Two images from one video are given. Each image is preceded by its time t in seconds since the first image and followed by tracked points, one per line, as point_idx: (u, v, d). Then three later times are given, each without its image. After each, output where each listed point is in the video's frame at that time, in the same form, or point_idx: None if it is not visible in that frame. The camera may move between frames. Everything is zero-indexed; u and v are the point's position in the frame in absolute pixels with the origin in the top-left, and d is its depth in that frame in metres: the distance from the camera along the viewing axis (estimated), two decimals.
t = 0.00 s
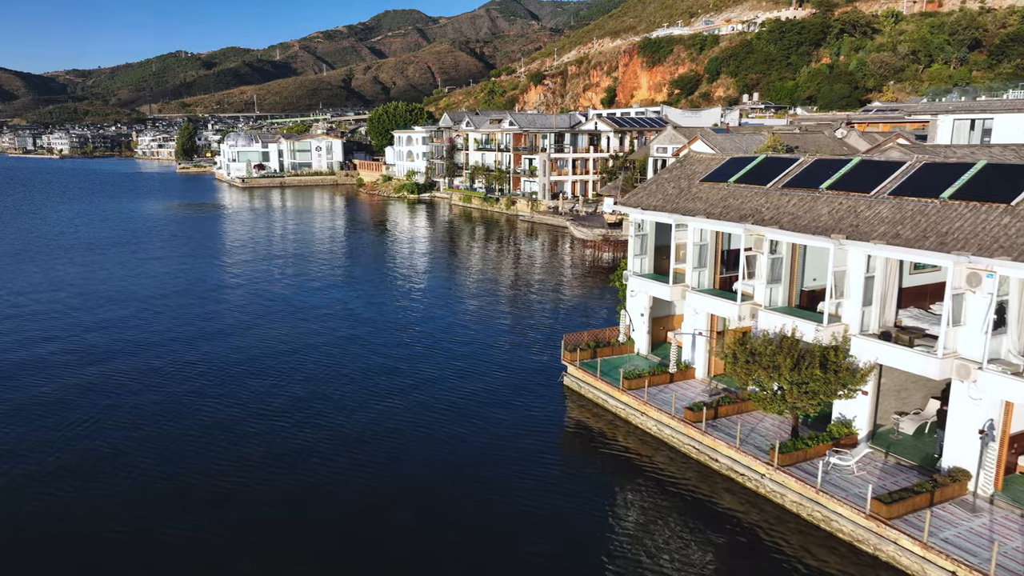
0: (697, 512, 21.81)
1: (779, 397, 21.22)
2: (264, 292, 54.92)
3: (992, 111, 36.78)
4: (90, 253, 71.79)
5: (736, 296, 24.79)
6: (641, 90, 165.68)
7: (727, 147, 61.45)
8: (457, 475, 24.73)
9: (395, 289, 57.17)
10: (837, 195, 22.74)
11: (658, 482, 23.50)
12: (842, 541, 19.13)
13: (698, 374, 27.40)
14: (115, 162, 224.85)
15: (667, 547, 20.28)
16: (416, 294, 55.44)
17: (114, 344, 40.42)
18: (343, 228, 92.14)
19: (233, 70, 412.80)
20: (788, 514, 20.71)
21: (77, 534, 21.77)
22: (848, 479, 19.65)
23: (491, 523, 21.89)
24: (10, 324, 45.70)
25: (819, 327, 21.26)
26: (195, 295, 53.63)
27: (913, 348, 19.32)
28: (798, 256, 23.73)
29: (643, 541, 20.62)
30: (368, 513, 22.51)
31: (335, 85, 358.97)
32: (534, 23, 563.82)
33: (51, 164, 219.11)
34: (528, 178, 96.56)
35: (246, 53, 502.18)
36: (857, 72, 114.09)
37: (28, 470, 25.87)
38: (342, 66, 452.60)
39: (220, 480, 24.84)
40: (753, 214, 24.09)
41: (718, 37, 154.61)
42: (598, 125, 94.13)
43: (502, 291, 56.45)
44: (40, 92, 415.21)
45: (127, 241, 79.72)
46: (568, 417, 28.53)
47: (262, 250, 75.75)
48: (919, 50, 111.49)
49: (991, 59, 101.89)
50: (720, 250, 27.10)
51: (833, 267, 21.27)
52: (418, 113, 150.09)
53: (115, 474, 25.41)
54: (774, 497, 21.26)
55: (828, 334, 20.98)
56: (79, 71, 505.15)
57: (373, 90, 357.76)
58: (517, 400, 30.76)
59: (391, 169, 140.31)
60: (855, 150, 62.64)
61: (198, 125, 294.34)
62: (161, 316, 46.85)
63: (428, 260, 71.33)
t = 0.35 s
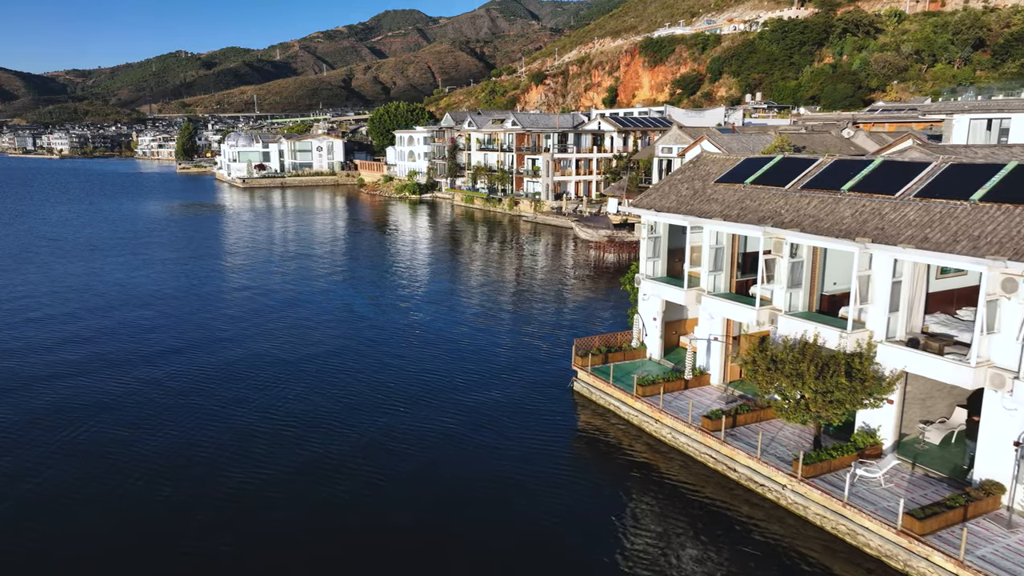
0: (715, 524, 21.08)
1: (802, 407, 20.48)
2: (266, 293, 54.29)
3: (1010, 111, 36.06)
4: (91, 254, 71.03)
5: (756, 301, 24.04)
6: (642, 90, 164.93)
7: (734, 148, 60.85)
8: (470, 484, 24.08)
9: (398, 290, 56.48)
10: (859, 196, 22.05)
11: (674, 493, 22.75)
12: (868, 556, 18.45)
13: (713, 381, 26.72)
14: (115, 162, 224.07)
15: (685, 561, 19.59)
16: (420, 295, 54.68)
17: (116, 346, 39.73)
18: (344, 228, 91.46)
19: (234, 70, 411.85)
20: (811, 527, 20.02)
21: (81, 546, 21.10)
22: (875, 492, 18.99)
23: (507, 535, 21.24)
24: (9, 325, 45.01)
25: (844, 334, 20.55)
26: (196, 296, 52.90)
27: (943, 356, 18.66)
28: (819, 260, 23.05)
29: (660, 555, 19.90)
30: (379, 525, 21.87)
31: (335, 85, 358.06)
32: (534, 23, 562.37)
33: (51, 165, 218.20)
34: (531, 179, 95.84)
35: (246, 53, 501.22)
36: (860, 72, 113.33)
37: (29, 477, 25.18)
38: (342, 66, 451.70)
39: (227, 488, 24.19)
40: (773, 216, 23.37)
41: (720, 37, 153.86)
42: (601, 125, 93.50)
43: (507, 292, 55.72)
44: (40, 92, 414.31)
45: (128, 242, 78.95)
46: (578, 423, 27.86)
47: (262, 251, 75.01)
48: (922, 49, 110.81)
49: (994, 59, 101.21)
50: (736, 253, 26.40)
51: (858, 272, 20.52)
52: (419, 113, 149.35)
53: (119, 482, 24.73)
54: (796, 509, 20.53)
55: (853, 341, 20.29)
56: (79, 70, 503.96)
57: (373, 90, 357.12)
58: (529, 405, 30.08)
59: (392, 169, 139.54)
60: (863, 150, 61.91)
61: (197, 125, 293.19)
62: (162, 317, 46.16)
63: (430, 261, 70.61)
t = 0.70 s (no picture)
0: (735, 537, 20.36)
1: (827, 417, 19.76)
2: (267, 295, 53.50)
3: None
4: (90, 255, 70.19)
5: (775, 307, 23.31)
6: (644, 90, 164.06)
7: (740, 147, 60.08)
8: (481, 492, 23.29)
9: (401, 292, 55.74)
10: (883, 198, 21.36)
11: (691, 504, 22.01)
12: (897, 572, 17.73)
13: (730, 388, 25.98)
14: (115, 163, 223.23)
15: None
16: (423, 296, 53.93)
17: (116, 348, 38.89)
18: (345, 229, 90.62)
19: (234, 70, 410.90)
20: (835, 541, 19.29)
21: (79, 557, 20.22)
22: (904, 507, 18.25)
23: (522, 548, 20.35)
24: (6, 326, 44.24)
25: (870, 341, 19.80)
26: (197, 298, 52.13)
27: (975, 365, 17.93)
28: (841, 264, 22.36)
29: (676, 571, 19.13)
30: (388, 537, 20.98)
31: (335, 85, 357.11)
32: (534, 23, 561.09)
33: (50, 165, 217.30)
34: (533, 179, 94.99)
35: (246, 53, 500.45)
36: (864, 72, 112.53)
37: (26, 484, 24.32)
38: (342, 66, 450.80)
39: (230, 496, 23.31)
40: (793, 218, 22.65)
41: (722, 36, 153.10)
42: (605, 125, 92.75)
43: (512, 293, 54.96)
44: (40, 92, 413.61)
45: (128, 243, 78.16)
46: (589, 430, 27.13)
47: (263, 252, 74.24)
48: (925, 49, 110.00)
49: (998, 59, 100.44)
50: (753, 256, 25.65)
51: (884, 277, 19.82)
52: (421, 113, 148.57)
53: (118, 488, 23.87)
54: (819, 522, 19.79)
55: (879, 349, 19.55)
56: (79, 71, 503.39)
57: (373, 90, 356.24)
58: (540, 410, 29.17)
59: (393, 169, 138.71)
60: (871, 150, 61.09)
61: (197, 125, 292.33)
62: (163, 318, 45.38)
63: (433, 261, 69.81)
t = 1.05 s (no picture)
0: (756, 550, 19.64)
1: (853, 427, 19.06)
2: (269, 296, 52.79)
3: None
4: (90, 256, 69.41)
5: (795, 312, 22.61)
6: (646, 90, 163.27)
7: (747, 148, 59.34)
8: (491, 498, 22.64)
9: (405, 293, 55.02)
10: (909, 201, 20.68)
11: (710, 515, 21.27)
12: None
13: (747, 396, 25.29)
14: (116, 163, 222.59)
15: None
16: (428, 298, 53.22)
17: (116, 349, 38.16)
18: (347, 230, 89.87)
19: (234, 70, 410.09)
20: (860, 556, 18.59)
21: (74, 569, 19.34)
22: (937, 523, 17.54)
23: (538, 563, 19.48)
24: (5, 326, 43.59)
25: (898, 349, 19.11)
26: (198, 299, 51.42)
27: (1009, 376, 17.25)
28: (864, 269, 21.69)
29: None
30: (398, 546, 20.22)
31: (335, 85, 356.20)
32: (534, 23, 559.67)
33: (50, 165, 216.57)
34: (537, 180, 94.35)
35: (246, 53, 499.78)
36: (867, 71, 111.75)
37: (20, 490, 23.45)
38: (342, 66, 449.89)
39: (232, 504, 22.45)
40: (815, 221, 21.95)
41: (724, 36, 152.40)
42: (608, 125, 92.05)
43: (517, 295, 54.28)
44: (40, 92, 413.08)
45: (129, 244, 77.46)
46: (602, 437, 26.43)
47: (266, 253, 73.56)
48: (929, 48, 109.21)
49: (1003, 58, 99.69)
50: (771, 260, 24.96)
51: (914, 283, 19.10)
52: (422, 113, 147.87)
53: (117, 495, 23.01)
54: (844, 536, 19.08)
55: (907, 358, 18.87)
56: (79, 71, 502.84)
57: (373, 90, 355.41)
58: (550, 415, 28.54)
59: (395, 170, 137.97)
60: (879, 151, 60.37)
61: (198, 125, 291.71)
62: (164, 319, 44.70)
63: (436, 262, 69.18)
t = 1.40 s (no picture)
0: (780, 566, 18.88)
1: (882, 439, 18.34)
2: (271, 298, 52.05)
3: None
4: (90, 257, 68.67)
5: (817, 318, 21.90)
6: (648, 89, 162.50)
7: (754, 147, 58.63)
8: (502, 506, 21.95)
9: (409, 294, 54.35)
10: (937, 203, 19.95)
11: (729, 528, 20.53)
12: None
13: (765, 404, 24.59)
14: (115, 163, 221.83)
15: None
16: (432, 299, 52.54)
17: (116, 351, 37.47)
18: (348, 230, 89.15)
19: (234, 70, 409.25)
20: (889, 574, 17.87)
21: None
22: (972, 540, 16.81)
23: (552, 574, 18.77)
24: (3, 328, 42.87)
25: (928, 357, 18.39)
26: (199, 300, 50.67)
27: None
28: (889, 274, 20.95)
29: None
30: (407, 555, 19.53)
31: (336, 85, 355.40)
32: (534, 23, 558.54)
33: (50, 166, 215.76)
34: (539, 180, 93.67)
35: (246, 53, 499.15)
36: (870, 71, 110.98)
37: (16, 498, 22.69)
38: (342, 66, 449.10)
39: (235, 511, 21.74)
40: (839, 224, 21.19)
41: (726, 36, 151.72)
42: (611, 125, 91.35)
43: (522, 296, 53.62)
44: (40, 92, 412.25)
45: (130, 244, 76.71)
46: (614, 444, 25.67)
47: (268, 254, 72.87)
48: (932, 47, 108.44)
49: (1007, 58, 98.96)
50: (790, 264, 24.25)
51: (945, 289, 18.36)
52: (423, 113, 147.16)
53: (116, 502, 22.31)
54: (871, 552, 18.36)
55: (938, 366, 18.14)
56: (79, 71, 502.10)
57: (373, 90, 354.61)
58: (561, 419, 27.86)
59: (396, 170, 137.22)
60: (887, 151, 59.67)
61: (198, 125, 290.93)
62: (164, 321, 43.99)
63: (439, 263, 68.51)
